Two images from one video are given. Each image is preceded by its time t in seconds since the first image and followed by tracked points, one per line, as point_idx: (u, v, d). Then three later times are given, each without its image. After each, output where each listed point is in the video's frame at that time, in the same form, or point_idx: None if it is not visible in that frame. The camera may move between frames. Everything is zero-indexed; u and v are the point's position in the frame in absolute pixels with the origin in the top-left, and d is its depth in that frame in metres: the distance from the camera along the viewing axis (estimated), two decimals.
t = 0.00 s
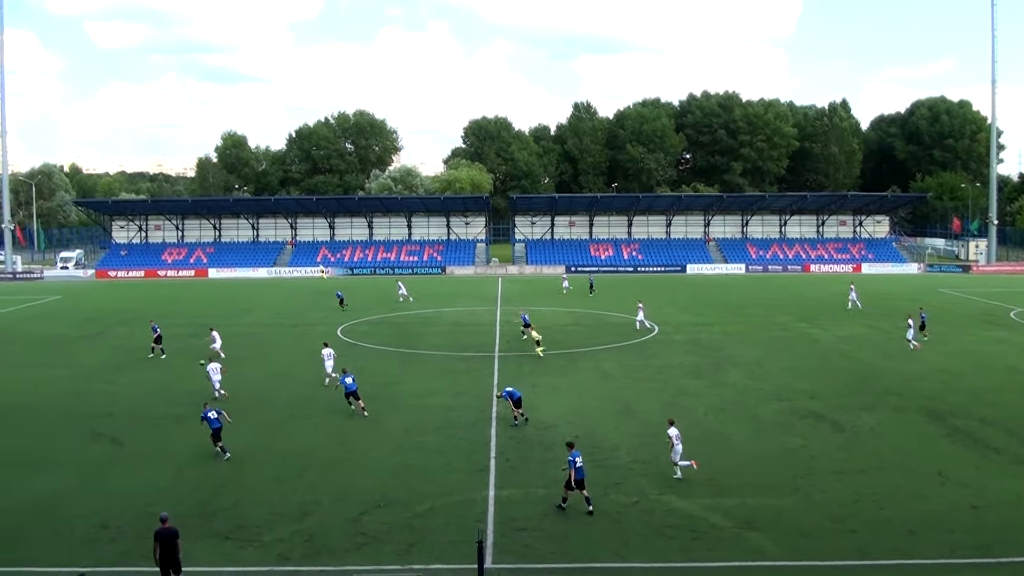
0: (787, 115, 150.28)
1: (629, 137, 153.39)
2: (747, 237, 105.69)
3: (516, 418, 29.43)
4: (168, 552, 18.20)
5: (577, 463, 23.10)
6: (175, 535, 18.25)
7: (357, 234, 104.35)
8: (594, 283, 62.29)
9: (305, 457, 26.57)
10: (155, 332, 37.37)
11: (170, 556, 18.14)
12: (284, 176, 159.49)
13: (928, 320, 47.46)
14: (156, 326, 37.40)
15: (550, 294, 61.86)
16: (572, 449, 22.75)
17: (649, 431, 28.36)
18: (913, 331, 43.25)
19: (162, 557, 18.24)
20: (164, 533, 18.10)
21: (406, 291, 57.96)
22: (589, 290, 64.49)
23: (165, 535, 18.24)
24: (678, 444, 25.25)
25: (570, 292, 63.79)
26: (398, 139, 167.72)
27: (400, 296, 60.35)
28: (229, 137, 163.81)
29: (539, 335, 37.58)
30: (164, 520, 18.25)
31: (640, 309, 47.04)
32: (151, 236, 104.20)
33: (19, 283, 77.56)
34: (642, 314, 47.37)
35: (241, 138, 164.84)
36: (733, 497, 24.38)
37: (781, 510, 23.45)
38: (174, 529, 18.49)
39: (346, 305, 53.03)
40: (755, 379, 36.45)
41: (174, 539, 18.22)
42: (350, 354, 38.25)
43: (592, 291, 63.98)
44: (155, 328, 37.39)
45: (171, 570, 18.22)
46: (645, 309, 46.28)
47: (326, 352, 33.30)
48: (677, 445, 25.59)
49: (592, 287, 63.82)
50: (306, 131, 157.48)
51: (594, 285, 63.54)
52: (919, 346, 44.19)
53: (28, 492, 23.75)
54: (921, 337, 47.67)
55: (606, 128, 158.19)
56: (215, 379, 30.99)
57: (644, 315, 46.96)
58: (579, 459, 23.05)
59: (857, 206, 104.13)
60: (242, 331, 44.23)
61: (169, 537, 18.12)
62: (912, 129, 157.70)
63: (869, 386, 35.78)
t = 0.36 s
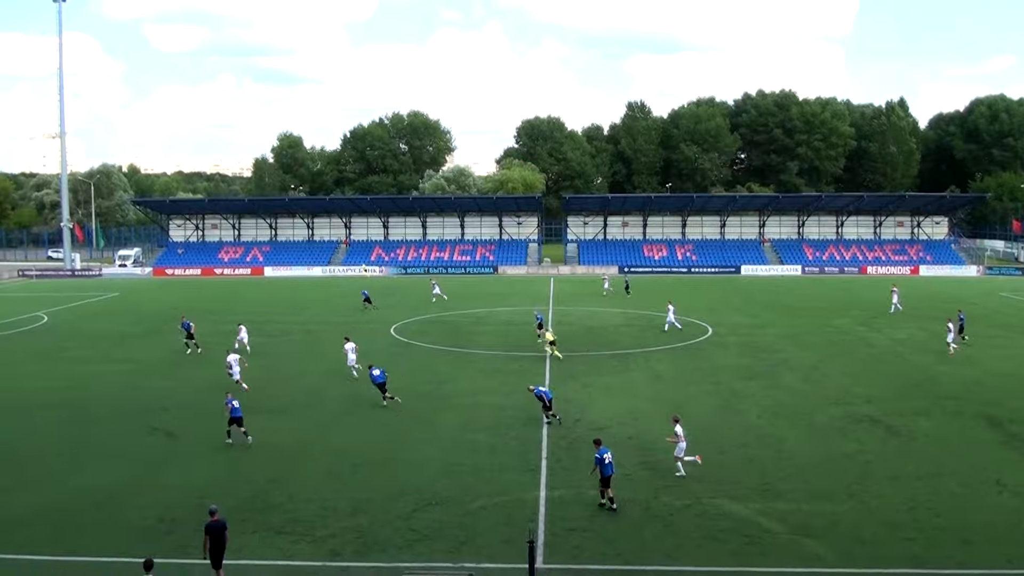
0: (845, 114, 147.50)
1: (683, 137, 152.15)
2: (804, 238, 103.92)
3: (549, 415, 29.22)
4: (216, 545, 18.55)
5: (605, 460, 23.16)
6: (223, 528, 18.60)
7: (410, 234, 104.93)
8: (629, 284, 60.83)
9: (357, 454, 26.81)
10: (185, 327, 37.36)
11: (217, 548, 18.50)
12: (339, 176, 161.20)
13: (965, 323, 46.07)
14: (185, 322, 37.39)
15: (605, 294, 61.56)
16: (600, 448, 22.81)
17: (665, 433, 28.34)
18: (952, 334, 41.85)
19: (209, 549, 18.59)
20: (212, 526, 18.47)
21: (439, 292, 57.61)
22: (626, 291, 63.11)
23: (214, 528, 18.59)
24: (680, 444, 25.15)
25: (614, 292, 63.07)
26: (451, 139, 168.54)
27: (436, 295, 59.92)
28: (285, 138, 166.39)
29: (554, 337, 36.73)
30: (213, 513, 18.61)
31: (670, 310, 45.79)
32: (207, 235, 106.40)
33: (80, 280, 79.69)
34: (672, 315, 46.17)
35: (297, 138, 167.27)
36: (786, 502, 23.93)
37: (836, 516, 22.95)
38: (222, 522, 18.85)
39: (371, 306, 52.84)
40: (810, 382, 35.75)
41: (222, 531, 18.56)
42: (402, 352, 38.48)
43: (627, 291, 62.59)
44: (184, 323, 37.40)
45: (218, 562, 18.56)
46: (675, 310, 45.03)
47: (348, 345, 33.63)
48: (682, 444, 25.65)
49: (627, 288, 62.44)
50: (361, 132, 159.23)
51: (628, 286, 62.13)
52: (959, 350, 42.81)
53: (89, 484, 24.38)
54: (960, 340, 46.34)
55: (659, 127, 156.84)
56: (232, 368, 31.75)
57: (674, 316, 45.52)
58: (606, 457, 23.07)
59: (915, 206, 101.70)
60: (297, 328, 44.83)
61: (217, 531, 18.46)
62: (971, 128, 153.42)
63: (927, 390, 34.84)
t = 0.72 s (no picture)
0: (905, 113, 144.16)
1: (739, 137, 150.26)
2: (863, 239, 102.05)
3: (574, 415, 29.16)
4: (266, 537, 18.90)
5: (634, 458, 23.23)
6: (273, 520, 18.95)
7: (465, 234, 104.43)
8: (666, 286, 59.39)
9: (411, 451, 26.96)
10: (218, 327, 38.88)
11: (267, 539, 18.85)
12: (395, 175, 162.84)
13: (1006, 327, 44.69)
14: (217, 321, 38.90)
15: (661, 295, 61.06)
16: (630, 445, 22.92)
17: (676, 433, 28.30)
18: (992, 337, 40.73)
19: (259, 540, 18.94)
20: (262, 518, 18.84)
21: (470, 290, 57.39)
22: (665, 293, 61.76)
23: (264, 520, 18.96)
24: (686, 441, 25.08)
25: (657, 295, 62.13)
26: (506, 139, 168.68)
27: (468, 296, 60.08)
28: (342, 139, 168.14)
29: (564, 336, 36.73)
30: (263, 505, 19.00)
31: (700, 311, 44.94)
32: (265, 233, 108.10)
33: (141, 277, 81.48)
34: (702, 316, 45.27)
35: (354, 139, 168.90)
36: (842, 507, 23.42)
37: (892, 522, 22.39)
38: (272, 515, 19.22)
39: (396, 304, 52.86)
40: (867, 387, 34.92)
41: (272, 523, 18.91)
42: (455, 351, 38.60)
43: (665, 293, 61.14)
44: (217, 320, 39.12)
45: (267, 554, 18.90)
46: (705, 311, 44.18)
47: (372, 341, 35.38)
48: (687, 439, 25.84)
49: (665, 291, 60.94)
50: (416, 132, 160.31)
51: (667, 289, 60.78)
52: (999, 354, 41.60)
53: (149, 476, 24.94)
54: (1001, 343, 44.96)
55: (716, 127, 155.02)
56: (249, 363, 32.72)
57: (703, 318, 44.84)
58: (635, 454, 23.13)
59: (976, 207, 98.93)
60: (352, 327, 45.20)
61: (267, 522, 18.81)
62: None
63: (990, 396, 33.78)
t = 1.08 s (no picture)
0: (967, 113, 140.54)
1: (798, 136, 147.96)
2: (923, 242, 99.37)
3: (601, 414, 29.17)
4: (313, 529, 19.20)
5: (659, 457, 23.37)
6: (320, 513, 19.24)
7: (520, 234, 104.84)
8: (701, 287, 57.92)
9: (466, 450, 27.05)
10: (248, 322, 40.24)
11: (314, 532, 19.15)
12: (451, 176, 164.24)
13: None
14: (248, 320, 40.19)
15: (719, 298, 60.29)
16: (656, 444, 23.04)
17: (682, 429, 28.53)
18: None
19: (307, 533, 19.25)
20: (309, 511, 19.15)
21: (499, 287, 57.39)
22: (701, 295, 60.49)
23: (312, 513, 19.29)
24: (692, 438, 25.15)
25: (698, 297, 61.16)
26: (561, 140, 168.52)
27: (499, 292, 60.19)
28: (398, 140, 169.56)
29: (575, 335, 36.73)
30: (311, 499, 19.32)
31: (731, 313, 44.01)
32: (322, 234, 109.62)
33: (200, 276, 83.04)
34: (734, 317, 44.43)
35: (410, 140, 170.35)
36: (902, 516, 22.86)
37: (953, 532, 21.78)
38: (319, 508, 19.53)
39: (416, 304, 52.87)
40: (929, 392, 34.06)
41: (319, 516, 19.21)
42: (510, 352, 38.57)
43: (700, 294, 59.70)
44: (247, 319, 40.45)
45: (315, 546, 19.19)
46: (736, 312, 43.23)
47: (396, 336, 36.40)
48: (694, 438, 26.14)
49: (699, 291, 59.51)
50: (472, 133, 161.02)
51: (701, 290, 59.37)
52: None
53: (207, 470, 25.41)
54: None
55: (774, 127, 152.88)
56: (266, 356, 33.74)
57: (736, 319, 43.57)
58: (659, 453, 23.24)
59: None
60: (407, 326, 45.52)
61: (314, 515, 19.12)
62: None
63: None
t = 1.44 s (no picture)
0: None
1: (854, 137, 145.77)
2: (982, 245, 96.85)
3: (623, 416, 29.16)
4: (353, 528, 19.35)
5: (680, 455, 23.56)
6: (359, 512, 19.36)
7: (571, 236, 104.74)
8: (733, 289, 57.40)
9: (517, 451, 27.03)
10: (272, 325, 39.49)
11: (354, 531, 19.31)
12: (502, 178, 164.73)
13: None
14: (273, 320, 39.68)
15: (773, 301, 59.57)
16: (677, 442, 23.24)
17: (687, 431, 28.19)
18: None
19: (346, 531, 19.43)
20: (348, 510, 19.32)
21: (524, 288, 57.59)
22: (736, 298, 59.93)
23: (350, 513, 19.44)
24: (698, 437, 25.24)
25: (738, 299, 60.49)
26: (614, 141, 168.18)
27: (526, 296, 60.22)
28: (451, 142, 170.28)
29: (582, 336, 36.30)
30: (349, 499, 19.46)
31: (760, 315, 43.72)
32: (376, 235, 110.58)
33: (255, 276, 83.99)
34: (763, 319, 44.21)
35: (462, 142, 170.91)
36: (959, 525, 22.27)
37: (1012, 543, 21.16)
38: (359, 507, 19.68)
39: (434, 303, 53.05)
40: (988, 399, 33.18)
41: (358, 515, 19.34)
42: (561, 353, 38.46)
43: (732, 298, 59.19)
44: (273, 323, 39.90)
45: (355, 544, 19.36)
46: (765, 316, 43.02)
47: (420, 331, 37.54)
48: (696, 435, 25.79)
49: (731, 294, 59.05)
50: (524, 135, 161.26)
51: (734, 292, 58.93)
52: None
53: (261, 467, 25.67)
54: None
55: (830, 127, 150.36)
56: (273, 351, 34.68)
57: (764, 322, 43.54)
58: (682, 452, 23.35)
59: None
60: (459, 327, 45.64)
61: (353, 514, 19.27)
62: None
63: None
